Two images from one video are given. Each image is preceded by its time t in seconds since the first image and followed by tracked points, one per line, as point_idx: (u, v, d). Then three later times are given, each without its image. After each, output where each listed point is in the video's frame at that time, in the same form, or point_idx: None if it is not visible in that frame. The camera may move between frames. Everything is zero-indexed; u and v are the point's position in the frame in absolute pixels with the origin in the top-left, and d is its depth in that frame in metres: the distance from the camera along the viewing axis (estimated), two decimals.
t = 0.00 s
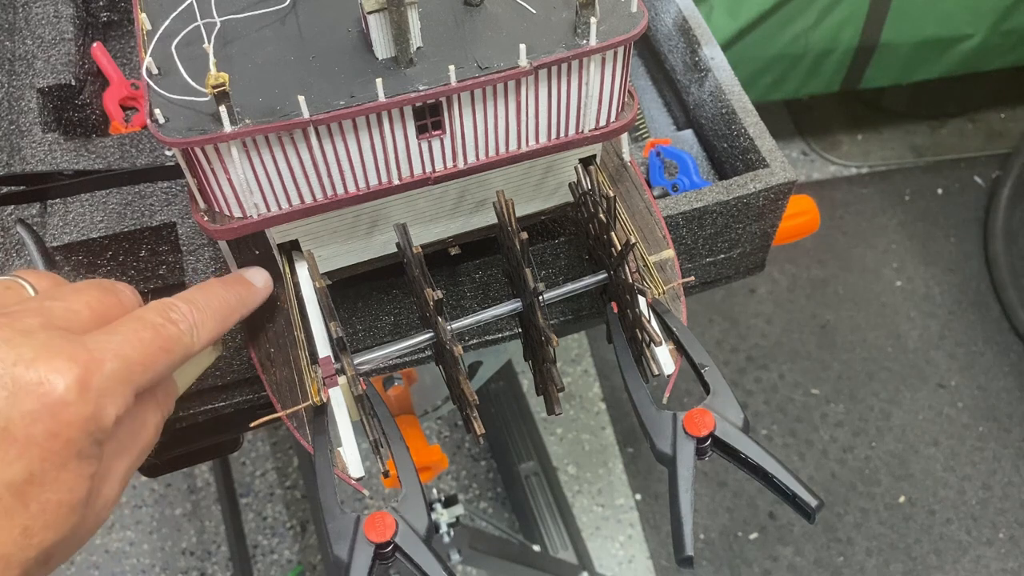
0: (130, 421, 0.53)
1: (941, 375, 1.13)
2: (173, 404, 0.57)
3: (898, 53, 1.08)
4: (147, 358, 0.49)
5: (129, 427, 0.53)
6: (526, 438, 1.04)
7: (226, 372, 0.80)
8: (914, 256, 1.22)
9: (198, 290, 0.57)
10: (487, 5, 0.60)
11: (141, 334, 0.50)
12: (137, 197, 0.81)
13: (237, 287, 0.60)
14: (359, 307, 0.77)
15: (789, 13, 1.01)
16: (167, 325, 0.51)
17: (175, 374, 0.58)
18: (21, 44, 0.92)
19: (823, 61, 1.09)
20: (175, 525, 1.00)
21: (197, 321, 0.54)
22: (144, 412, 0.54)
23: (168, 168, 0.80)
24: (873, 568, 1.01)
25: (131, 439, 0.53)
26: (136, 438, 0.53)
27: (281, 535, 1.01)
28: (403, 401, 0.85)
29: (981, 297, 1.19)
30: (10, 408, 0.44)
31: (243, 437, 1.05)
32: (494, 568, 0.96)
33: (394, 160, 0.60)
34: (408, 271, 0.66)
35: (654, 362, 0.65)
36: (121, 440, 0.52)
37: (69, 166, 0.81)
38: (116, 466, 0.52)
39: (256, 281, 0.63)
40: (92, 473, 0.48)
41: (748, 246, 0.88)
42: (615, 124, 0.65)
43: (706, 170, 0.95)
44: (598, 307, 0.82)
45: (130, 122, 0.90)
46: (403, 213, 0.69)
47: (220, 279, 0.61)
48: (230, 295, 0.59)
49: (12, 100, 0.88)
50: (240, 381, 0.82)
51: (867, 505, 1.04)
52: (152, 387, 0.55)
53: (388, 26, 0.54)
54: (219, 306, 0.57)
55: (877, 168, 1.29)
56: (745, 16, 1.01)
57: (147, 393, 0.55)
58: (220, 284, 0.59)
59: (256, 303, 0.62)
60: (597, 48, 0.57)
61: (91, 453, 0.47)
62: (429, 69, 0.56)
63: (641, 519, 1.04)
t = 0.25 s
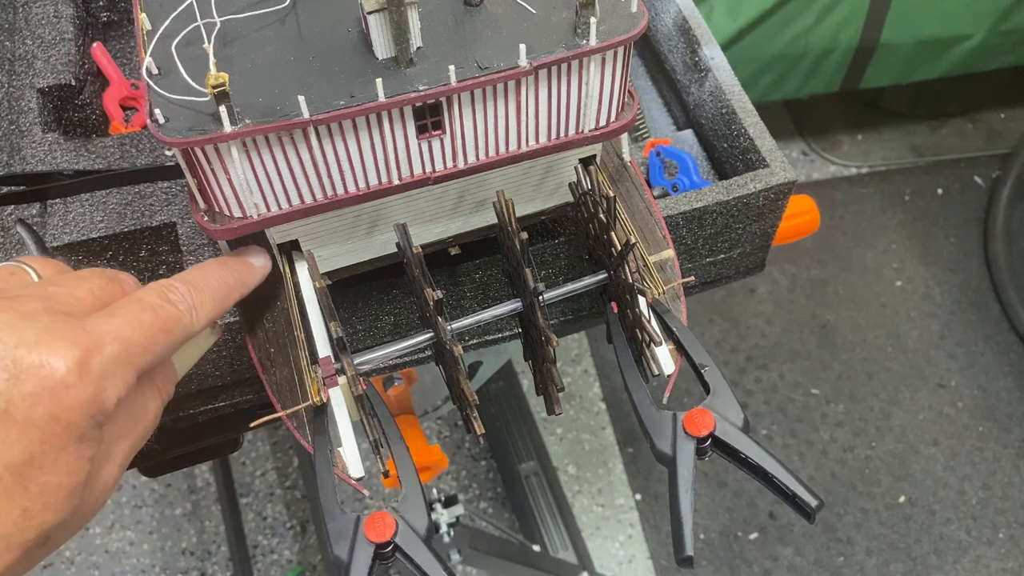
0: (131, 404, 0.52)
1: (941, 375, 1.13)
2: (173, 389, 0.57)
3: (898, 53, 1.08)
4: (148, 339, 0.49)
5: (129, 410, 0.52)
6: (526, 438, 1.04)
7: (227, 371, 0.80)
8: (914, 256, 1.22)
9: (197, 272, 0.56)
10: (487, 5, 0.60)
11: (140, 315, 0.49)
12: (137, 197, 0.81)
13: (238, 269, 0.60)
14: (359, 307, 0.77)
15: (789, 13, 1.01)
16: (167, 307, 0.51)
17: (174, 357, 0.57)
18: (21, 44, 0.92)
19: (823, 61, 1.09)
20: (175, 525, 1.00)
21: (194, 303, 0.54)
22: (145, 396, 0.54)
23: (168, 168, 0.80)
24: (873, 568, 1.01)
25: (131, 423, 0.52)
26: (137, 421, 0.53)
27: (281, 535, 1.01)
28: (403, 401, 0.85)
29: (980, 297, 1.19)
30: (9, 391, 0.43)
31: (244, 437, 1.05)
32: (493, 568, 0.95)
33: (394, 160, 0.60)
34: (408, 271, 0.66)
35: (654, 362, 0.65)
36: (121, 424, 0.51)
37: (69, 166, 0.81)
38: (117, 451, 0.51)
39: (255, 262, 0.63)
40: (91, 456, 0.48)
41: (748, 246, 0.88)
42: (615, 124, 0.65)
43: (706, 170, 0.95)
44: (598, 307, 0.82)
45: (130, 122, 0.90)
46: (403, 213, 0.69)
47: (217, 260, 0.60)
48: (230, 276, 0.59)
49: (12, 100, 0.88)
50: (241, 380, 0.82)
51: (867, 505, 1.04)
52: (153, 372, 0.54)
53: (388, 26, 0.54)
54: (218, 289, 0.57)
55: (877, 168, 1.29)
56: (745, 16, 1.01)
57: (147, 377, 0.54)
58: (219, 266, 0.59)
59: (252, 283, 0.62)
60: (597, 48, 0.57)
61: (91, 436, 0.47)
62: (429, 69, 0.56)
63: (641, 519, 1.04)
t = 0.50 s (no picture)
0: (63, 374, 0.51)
1: (942, 375, 1.13)
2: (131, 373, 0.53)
3: (898, 53, 1.08)
4: (62, 304, 0.49)
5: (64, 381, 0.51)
6: (526, 438, 1.04)
7: (227, 372, 0.80)
8: (914, 256, 1.22)
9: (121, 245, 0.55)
10: (487, 5, 0.60)
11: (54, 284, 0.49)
12: (137, 197, 0.81)
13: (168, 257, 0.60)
14: (359, 307, 0.77)
15: (788, 13, 1.01)
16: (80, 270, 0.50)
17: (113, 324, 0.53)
18: (21, 44, 0.92)
19: (823, 61, 1.09)
20: (175, 525, 1.00)
21: (118, 271, 0.53)
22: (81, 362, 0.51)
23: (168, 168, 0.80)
24: (873, 568, 1.01)
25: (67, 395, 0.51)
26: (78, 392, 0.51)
27: (281, 535, 1.01)
28: (403, 401, 0.85)
29: (980, 297, 1.19)
30: None
31: (244, 437, 1.05)
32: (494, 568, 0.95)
33: (394, 160, 0.60)
34: (408, 271, 0.66)
35: (654, 363, 0.65)
36: (58, 402, 0.50)
37: (69, 166, 0.81)
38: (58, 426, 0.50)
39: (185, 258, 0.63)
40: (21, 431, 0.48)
41: (748, 246, 0.88)
42: (615, 124, 0.65)
43: (706, 170, 0.95)
44: (598, 307, 0.82)
45: (130, 122, 0.90)
46: (403, 213, 0.69)
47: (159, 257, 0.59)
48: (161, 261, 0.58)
49: (12, 100, 0.88)
50: (241, 380, 0.83)
51: (867, 505, 1.04)
52: (86, 336, 0.52)
53: (388, 26, 0.54)
54: (144, 261, 0.56)
55: (877, 168, 1.29)
56: (745, 16, 1.01)
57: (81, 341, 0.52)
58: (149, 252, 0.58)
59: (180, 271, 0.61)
60: (597, 48, 0.57)
61: (17, 410, 0.47)
62: (429, 69, 0.56)
63: (641, 519, 1.04)
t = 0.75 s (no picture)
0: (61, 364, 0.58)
1: (942, 375, 1.13)
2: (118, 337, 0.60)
3: (899, 53, 1.08)
4: (64, 228, 0.62)
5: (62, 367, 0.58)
6: (526, 438, 1.04)
7: (227, 373, 0.81)
8: (914, 256, 1.22)
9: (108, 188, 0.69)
10: (487, 5, 0.60)
11: (55, 217, 0.62)
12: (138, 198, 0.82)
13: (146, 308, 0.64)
14: (359, 307, 0.77)
15: (788, 13, 1.01)
16: (76, 203, 0.64)
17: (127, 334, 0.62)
18: (21, 44, 0.92)
19: (823, 61, 1.09)
20: (175, 525, 1.00)
21: (113, 203, 0.66)
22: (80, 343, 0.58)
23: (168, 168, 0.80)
24: (873, 568, 1.01)
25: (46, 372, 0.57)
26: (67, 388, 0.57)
27: (281, 535, 1.01)
28: (403, 401, 0.85)
29: (980, 297, 1.19)
30: None
31: (243, 437, 1.05)
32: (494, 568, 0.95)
33: (394, 160, 0.60)
34: (408, 271, 0.66)
35: (654, 363, 0.65)
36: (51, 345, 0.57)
37: (69, 166, 0.81)
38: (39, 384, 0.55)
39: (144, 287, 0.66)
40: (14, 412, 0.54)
41: (748, 246, 0.88)
42: (615, 123, 0.65)
43: (706, 170, 0.95)
44: (598, 307, 0.82)
45: (130, 122, 0.90)
46: (403, 213, 0.69)
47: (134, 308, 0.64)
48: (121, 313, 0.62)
49: (11, 100, 0.87)
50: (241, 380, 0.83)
51: (867, 505, 1.04)
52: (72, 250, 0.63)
53: (388, 26, 0.54)
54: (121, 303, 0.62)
55: (877, 168, 1.29)
56: (745, 16, 1.01)
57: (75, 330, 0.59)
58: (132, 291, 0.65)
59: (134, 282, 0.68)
60: (596, 48, 0.57)
61: None
62: (429, 69, 0.56)
63: (641, 519, 1.04)
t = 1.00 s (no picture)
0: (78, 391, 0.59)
1: (942, 375, 1.13)
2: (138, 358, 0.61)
3: (899, 53, 1.08)
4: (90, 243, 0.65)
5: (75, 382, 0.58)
6: (526, 438, 1.04)
7: (228, 373, 0.81)
8: (914, 256, 1.22)
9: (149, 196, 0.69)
10: (487, 4, 0.60)
11: (83, 232, 0.64)
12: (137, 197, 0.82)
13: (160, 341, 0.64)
14: (359, 307, 0.77)
15: (789, 13, 1.01)
16: (108, 218, 0.65)
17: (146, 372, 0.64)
18: (21, 44, 0.92)
19: (823, 61, 1.09)
20: (175, 525, 1.00)
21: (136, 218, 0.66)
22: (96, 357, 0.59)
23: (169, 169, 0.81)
24: (873, 568, 1.01)
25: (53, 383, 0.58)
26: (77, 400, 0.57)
27: (281, 535, 1.01)
28: (403, 401, 0.85)
29: (980, 297, 1.19)
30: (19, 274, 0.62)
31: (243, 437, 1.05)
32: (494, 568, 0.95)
33: (394, 160, 0.60)
34: (408, 271, 0.66)
35: (654, 363, 0.65)
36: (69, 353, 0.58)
37: (69, 166, 0.81)
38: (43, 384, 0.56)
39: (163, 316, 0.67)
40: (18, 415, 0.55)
41: (748, 246, 0.88)
42: (615, 124, 0.65)
43: (706, 170, 0.95)
44: (598, 307, 0.82)
45: (130, 122, 0.90)
46: (403, 213, 0.69)
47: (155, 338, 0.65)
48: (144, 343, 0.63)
49: (12, 100, 0.88)
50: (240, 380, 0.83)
51: (867, 504, 1.04)
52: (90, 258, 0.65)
53: (388, 26, 0.54)
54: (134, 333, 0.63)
55: (877, 168, 1.29)
56: (745, 16, 1.01)
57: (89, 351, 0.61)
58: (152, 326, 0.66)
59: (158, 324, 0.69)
60: (597, 48, 0.57)
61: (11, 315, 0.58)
62: (429, 69, 0.56)
63: (641, 519, 1.04)
